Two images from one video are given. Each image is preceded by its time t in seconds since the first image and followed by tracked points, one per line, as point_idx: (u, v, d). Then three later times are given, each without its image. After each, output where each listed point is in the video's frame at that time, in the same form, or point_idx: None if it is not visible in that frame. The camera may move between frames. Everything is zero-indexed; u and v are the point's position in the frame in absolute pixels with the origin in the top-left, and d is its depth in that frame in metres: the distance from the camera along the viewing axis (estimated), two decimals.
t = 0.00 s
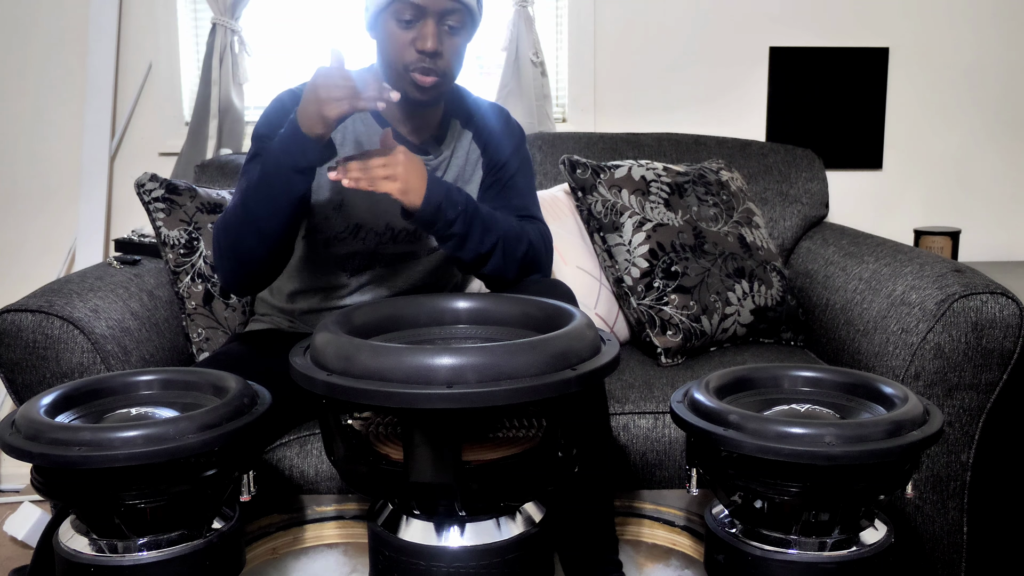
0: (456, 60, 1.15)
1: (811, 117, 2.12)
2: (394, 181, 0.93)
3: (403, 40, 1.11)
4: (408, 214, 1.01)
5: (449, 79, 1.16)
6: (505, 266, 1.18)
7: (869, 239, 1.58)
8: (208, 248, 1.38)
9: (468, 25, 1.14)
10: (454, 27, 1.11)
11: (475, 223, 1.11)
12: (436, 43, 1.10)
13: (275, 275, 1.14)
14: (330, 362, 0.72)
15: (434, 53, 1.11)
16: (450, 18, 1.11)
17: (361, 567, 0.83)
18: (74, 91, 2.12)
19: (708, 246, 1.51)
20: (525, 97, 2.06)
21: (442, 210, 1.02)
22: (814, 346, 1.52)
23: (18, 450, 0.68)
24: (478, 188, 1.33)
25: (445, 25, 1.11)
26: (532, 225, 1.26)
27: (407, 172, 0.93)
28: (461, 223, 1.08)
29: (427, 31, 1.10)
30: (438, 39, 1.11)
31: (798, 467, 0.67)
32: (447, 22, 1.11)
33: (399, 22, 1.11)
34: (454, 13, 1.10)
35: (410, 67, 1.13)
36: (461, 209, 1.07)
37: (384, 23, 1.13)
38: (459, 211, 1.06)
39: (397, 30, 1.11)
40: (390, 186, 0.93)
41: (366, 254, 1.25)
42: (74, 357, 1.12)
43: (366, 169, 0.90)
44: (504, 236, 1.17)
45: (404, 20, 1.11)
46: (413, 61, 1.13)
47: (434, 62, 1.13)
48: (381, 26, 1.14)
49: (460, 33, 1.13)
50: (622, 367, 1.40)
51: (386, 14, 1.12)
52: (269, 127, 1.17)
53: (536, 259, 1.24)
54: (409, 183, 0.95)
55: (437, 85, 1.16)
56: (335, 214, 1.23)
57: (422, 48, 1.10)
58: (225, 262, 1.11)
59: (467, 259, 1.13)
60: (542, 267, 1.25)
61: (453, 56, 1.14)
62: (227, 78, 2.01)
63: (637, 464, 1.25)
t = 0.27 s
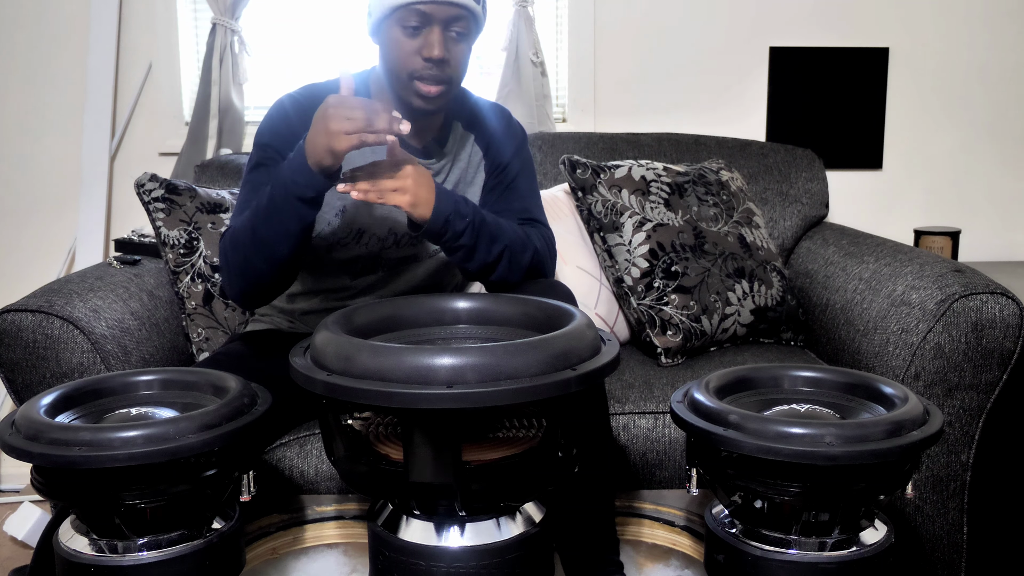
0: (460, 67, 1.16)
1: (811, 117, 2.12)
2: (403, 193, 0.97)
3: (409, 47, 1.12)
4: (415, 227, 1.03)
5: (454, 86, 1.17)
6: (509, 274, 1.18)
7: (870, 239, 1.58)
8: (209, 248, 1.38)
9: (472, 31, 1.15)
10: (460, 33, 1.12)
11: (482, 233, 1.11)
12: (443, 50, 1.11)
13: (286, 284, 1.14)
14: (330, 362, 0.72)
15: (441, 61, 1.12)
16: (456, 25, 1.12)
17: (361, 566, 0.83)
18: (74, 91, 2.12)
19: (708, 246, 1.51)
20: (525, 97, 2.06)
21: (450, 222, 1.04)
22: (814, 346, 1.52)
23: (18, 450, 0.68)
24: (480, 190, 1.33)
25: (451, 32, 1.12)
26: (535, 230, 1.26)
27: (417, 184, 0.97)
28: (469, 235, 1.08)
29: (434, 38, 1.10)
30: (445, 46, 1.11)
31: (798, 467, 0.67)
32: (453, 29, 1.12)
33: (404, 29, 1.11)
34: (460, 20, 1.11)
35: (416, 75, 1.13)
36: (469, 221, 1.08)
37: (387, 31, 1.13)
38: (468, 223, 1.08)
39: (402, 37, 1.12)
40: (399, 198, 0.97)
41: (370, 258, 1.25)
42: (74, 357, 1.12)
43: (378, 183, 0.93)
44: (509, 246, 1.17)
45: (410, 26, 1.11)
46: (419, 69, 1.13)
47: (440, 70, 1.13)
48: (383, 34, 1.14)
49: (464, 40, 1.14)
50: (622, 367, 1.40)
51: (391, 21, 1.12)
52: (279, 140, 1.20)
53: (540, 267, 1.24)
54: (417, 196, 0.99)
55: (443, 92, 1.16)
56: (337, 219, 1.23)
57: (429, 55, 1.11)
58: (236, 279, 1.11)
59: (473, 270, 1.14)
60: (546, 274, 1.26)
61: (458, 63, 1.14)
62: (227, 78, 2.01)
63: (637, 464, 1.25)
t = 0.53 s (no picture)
0: (464, 68, 1.15)
1: (811, 117, 2.12)
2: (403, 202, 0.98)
3: (413, 48, 1.12)
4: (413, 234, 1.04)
5: (457, 87, 1.17)
6: (508, 277, 1.18)
7: (869, 239, 1.58)
8: (209, 248, 1.38)
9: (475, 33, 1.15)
10: (464, 34, 1.12)
11: (479, 240, 1.12)
12: (447, 51, 1.11)
13: (292, 292, 1.14)
14: (330, 361, 0.72)
15: (445, 62, 1.12)
16: (460, 26, 1.12)
17: (361, 566, 0.83)
18: (74, 90, 2.12)
19: (708, 246, 1.51)
20: (525, 97, 2.06)
21: (447, 231, 1.04)
22: (814, 346, 1.52)
23: (18, 450, 0.68)
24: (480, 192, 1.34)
25: (455, 33, 1.12)
26: (535, 232, 1.26)
27: (415, 192, 0.98)
28: (466, 242, 1.09)
29: (437, 39, 1.10)
30: (448, 47, 1.11)
31: (798, 467, 0.67)
32: (457, 30, 1.12)
33: (408, 30, 1.11)
34: (464, 21, 1.12)
35: (419, 75, 1.13)
36: (466, 228, 1.09)
37: (391, 31, 1.13)
38: (465, 230, 1.08)
39: (406, 38, 1.12)
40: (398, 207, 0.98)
41: (370, 258, 1.25)
42: (74, 357, 1.13)
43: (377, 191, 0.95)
44: (507, 251, 1.17)
45: (414, 28, 1.11)
46: (422, 69, 1.12)
47: (444, 71, 1.13)
48: (386, 34, 1.14)
49: (467, 41, 1.14)
50: (622, 367, 1.40)
51: (394, 22, 1.12)
52: (282, 145, 1.20)
53: (540, 270, 1.24)
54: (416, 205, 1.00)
55: (445, 93, 1.16)
56: (338, 220, 1.23)
57: (433, 56, 1.11)
58: (243, 289, 1.11)
59: (472, 276, 1.15)
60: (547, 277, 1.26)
61: (461, 64, 1.14)
62: (227, 79, 2.01)
63: (637, 464, 1.25)
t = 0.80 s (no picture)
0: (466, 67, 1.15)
1: (811, 117, 2.12)
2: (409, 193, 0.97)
3: (416, 47, 1.11)
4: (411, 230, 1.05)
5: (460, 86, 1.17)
6: (507, 279, 1.18)
7: (869, 239, 1.58)
8: (209, 248, 1.38)
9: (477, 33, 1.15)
10: (467, 34, 1.12)
11: (478, 241, 1.12)
12: (451, 50, 1.11)
13: (293, 293, 1.15)
14: (330, 362, 0.72)
15: (449, 61, 1.12)
16: (463, 26, 1.12)
17: (361, 566, 0.83)
18: (74, 90, 2.12)
19: (708, 246, 1.51)
20: (525, 97, 2.06)
21: (446, 229, 1.05)
22: (814, 346, 1.52)
23: (18, 450, 0.68)
24: (480, 192, 1.34)
25: (458, 32, 1.12)
26: (535, 234, 1.27)
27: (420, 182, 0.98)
28: (464, 243, 1.09)
29: (441, 38, 1.10)
30: (452, 47, 1.11)
31: (798, 467, 0.67)
32: (459, 29, 1.12)
33: (412, 29, 1.11)
34: (467, 21, 1.12)
35: (423, 75, 1.13)
36: (465, 230, 1.09)
37: (394, 30, 1.13)
38: (464, 232, 1.09)
39: (409, 37, 1.11)
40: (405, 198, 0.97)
41: (370, 258, 1.25)
42: (74, 357, 1.13)
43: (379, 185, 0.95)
44: (507, 252, 1.18)
45: (418, 27, 1.10)
46: (425, 69, 1.12)
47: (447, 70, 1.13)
48: (389, 33, 1.14)
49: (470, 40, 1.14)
50: (622, 367, 1.40)
51: (397, 21, 1.11)
52: (281, 147, 1.20)
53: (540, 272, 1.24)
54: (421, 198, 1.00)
55: (448, 92, 1.16)
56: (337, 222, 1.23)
57: (437, 56, 1.11)
58: (243, 293, 1.11)
59: (471, 276, 1.14)
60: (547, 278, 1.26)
61: (464, 63, 1.14)
62: (227, 79, 2.01)
63: (637, 464, 1.25)
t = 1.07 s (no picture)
0: (450, 60, 1.15)
1: (811, 117, 2.12)
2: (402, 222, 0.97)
3: (398, 35, 1.12)
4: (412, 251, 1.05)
5: (442, 78, 1.16)
6: (508, 286, 1.19)
7: (869, 239, 1.58)
8: (208, 248, 1.38)
9: (467, 28, 1.15)
10: (451, 26, 1.13)
11: (479, 252, 1.13)
12: (430, 40, 1.11)
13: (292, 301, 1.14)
14: (330, 362, 0.72)
15: (427, 50, 1.12)
16: (447, 18, 1.12)
17: (361, 566, 0.83)
18: (74, 90, 2.12)
19: (708, 246, 1.51)
20: (525, 97, 2.05)
21: (449, 248, 1.06)
22: (814, 346, 1.52)
23: (18, 450, 0.68)
24: (479, 193, 1.34)
25: (442, 24, 1.12)
26: (535, 237, 1.27)
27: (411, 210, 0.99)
28: (467, 257, 1.11)
29: (422, 27, 1.11)
30: (432, 37, 1.11)
31: (798, 467, 0.68)
32: (444, 21, 1.12)
33: (396, 18, 1.12)
34: (451, 12, 1.12)
35: (402, 62, 1.13)
36: (466, 244, 1.10)
37: (381, 19, 1.14)
38: (465, 246, 1.10)
39: (392, 25, 1.12)
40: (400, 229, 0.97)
41: (371, 258, 1.25)
42: (74, 357, 1.12)
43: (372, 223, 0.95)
44: (507, 260, 1.18)
45: (401, 15, 1.12)
46: (405, 57, 1.13)
47: (427, 60, 1.13)
48: (377, 23, 1.16)
49: (455, 33, 1.14)
50: (622, 367, 1.40)
51: (383, 10, 1.13)
52: (279, 149, 1.20)
53: (539, 274, 1.25)
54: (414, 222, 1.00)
55: (428, 83, 1.15)
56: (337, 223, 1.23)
57: (415, 43, 1.11)
58: (243, 295, 1.11)
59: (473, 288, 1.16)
60: (547, 281, 1.26)
61: (446, 55, 1.14)
62: (227, 79, 2.01)
63: (637, 464, 1.25)
